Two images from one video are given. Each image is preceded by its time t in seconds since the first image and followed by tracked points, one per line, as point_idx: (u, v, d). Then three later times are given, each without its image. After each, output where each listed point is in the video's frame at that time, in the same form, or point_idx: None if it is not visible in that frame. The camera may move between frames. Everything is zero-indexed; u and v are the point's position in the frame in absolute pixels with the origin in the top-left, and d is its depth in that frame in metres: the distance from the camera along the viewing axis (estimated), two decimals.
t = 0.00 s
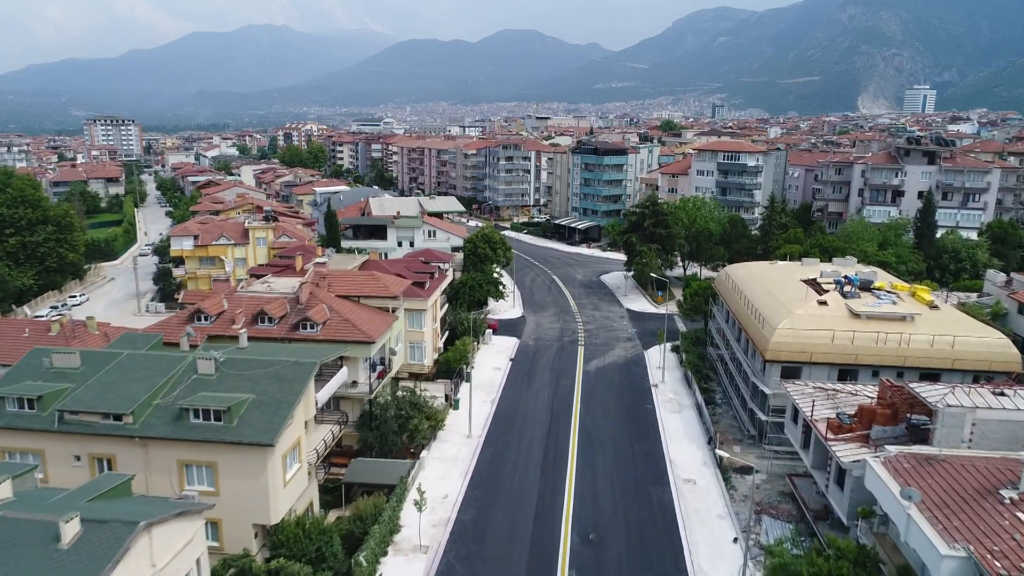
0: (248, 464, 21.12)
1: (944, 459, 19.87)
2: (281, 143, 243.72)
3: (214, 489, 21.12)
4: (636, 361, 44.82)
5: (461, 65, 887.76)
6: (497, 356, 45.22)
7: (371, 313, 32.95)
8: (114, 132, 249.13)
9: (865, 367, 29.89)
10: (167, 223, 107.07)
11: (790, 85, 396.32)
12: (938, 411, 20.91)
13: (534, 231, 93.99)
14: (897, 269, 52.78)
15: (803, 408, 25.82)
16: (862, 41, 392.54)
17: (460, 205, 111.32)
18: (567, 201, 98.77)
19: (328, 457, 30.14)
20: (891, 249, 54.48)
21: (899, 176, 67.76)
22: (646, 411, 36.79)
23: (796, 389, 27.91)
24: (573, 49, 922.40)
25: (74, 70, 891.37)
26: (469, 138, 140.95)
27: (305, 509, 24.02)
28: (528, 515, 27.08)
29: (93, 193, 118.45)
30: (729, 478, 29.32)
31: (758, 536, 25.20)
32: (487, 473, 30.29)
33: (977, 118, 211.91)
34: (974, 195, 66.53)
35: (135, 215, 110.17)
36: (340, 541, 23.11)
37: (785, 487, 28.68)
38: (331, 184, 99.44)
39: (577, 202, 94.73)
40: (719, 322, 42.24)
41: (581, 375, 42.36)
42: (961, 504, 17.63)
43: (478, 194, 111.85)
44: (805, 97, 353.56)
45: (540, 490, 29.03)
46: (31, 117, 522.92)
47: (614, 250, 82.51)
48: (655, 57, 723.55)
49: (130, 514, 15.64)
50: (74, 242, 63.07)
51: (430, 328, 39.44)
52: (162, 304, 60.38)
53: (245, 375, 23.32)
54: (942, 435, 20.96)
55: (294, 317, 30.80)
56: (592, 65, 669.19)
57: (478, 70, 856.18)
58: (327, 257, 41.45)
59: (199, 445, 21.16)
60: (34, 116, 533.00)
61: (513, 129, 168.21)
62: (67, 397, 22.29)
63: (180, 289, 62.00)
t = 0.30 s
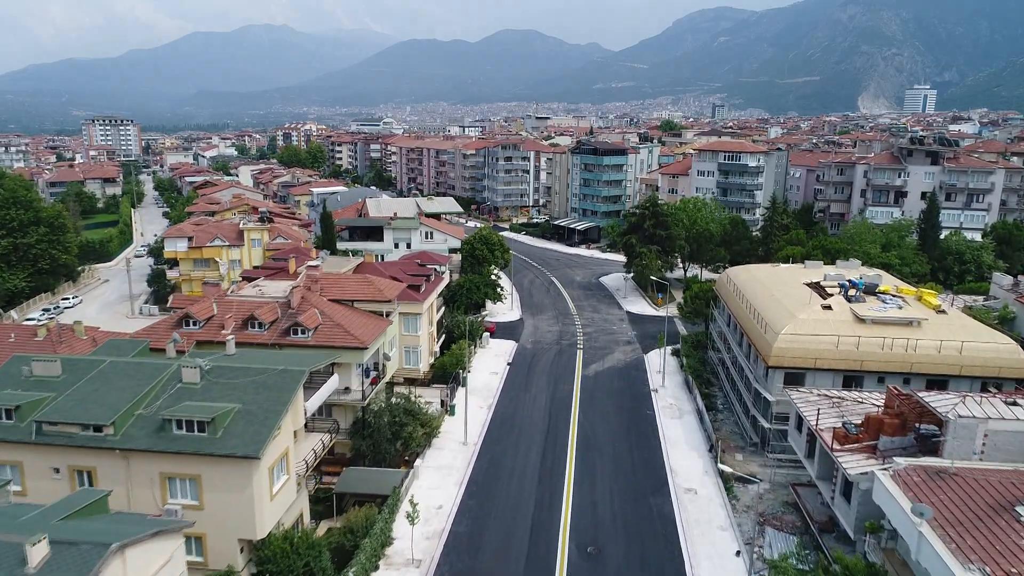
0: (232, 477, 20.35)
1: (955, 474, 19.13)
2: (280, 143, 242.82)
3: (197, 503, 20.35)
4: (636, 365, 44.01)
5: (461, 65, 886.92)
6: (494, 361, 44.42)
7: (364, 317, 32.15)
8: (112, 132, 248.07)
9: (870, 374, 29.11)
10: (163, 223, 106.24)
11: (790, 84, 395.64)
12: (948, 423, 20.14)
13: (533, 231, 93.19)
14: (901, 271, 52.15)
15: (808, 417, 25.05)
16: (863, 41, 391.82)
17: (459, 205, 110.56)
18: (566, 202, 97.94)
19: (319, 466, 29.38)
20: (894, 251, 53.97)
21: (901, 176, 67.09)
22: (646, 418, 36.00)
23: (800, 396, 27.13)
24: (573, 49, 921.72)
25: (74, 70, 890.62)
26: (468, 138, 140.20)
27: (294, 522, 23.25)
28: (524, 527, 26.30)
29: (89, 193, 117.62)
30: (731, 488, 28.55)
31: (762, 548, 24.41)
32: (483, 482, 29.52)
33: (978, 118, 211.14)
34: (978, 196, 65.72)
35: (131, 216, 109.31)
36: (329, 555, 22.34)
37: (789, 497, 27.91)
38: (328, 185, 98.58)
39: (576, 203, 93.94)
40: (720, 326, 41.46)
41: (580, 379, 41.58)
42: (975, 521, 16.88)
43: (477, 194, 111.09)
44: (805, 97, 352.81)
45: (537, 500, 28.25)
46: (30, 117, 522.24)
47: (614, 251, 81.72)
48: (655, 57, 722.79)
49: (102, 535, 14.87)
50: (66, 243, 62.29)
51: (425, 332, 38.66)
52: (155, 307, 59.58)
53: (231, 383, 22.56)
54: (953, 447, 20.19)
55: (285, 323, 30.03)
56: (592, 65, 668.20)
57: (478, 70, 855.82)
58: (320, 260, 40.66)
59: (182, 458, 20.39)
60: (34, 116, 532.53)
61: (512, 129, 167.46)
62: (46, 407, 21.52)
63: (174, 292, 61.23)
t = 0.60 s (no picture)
0: (215, 492, 19.55)
1: (968, 489, 18.37)
2: (279, 143, 242.18)
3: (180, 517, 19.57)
4: (636, 370, 43.21)
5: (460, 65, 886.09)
6: (491, 365, 43.64)
7: (357, 322, 31.38)
8: (110, 132, 247.38)
9: (876, 381, 28.36)
10: (159, 224, 105.46)
11: (790, 84, 394.86)
12: (960, 436, 19.41)
13: (532, 232, 92.40)
14: (904, 273, 51.42)
15: (813, 426, 24.28)
16: (863, 41, 391.09)
17: (457, 206, 109.79)
18: (565, 203, 97.15)
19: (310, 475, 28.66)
20: (898, 253, 53.17)
21: (904, 177, 66.36)
22: (646, 424, 35.25)
23: (804, 404, 26.36)
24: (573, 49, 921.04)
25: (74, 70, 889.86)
26: (468, 138, 139.49)
27: (282, 536, 22.47)
28: (520, 540, 25.54)
29: (85, 194, 116.90)
30: (732, 498, 27.81)
31: (765, 562, 23.67)
32: (478, 493, 28.78)
33: (979, 118, 210.30)
34: (981, 197, 64.91)
35: (127, 216, 108.55)
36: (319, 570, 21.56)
37: (792, 508, 27.15)
38: (326, 185, 97.78)
39: (575, 204, 93.14)
40: (721, 330, 40.69)
41: (579, 384, 40.80)
42: (989, 541, 16.13)
43: (475, 195, 110.32)
44: (805, 98, 352.19)
45: (534, 512, 27.49)
46: (29, 117, 521.51)
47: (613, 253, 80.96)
48: (654, 57, 721.86)
49: (71, 559, 14.11)
50: (59, 245, 61.52)
51: (421, 336, 37.95)
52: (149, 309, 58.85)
53: (216, 393, 21.77)
54: (965, 460, 19.47)
55: (275, 328, 29.31)
56: (592, 65, 667.33)
57: (478, 70, 855.33)
58: (314, 263, 39.92)
59: (163, 471, 19.61)
60: (34, 116, 531.90)
61: (511, 130, 166.65)
62: (23, 417, 20.71)
63: (167, 294, 60.50)
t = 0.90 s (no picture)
0: (198, 507, 18.78)
1: (982, 506, 17.61)
2: (279, 143, 241.28)
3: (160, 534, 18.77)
4: (635, 374, 42.44)
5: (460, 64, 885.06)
6: (488, 370, 42.86)
7: (349, 327, 30.58)
8: (109, 133, 246.69)
9: (882, 388, 27.58)
10: (156, 225, 104.69)
11: (790, 84, 394.11)
12: (974, 451, 18.69)
13: (531, 233, 91.57)
14: (909, 276, 50.57)
15: (819, 436, 23.51)
16: (863, 41, 390.20)
17: (456, 207, 109.01)
18: (565, 204, 96.31)
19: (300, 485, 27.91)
20: (902, 255, 52.28)
21: (908, 178, 65.45)
22: (646, 431, 34.50)
23: (809, 413, 25.59)
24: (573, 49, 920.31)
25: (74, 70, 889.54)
26: (467, 138, 138.70)
27: (269, 550, 21.72)
28: (516, 552, 24.81)
29: (81, 194, 116.08)
30: (735, 509, 27.05)
31: None
32: (473, 503, 28.03)
33: (980, 118, 209.36)
34: (986, 198, 64.07)
35: (124, 217, 107.83)
36: None
37: (797, 520, 26.37)
38: (323, 186, 96.93)
39: (575, 204, 92.28)
40: (723, 334, 39.91)
41: (578, 390, 39.99)
42: (1006, 563, 15.35)
43: (474, 195, 109.46)
44: (805, 98, 351.45)
45: (531, 523, 26.76)
46: (29, 117, 521.00)
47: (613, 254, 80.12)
48: (654, 57, 720.96)
49: None
50: (51, 246, 60.75)
51: (417, 341, 37.18)
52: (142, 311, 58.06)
53: (200, 405, 20.96)
54: (979, 476, 18.77)
55: (265, 334, 28.55)
56: (592, 65, 666.28)
57: (478, 70, 854.43)
58: (307, 266, 39.16)
59: (143, 486, 18.80)
60: (34, 116, 531.44)
61: (511, 129, 165.80)
62: None
63: (161, 296, 59.72)
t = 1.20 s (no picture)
0: (179, 525, 17.99)
1: (999, 525, 16.85)
2: (277, 143, 240.52)
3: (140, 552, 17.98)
4: (635, 379, 41.66)
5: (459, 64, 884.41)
6: (485, 374, 42.08)
7: (341, 332, 29.80)
8: (107, 133, 245.82)
9: (889, 396, 26.82)
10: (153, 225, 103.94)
11: (791, 84, 393.53)
12: (989, 467, 18.06)
13: (530, 234, 90.85)
14: (913, 278, 49.83)
15: (825, 447, 22.72)
16: (864, 41, 389.64)
17: (455, 208, 108.26)
18: (564, 205, 95.59)
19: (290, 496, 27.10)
20: (906, 257, 51.55)
21: (911, 178, 64.71)
22: (645, 439, 33.74)
23: (814, 422, 24.82)
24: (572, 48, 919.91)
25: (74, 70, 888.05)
26: (466, 138, 138.01)
27: (255, 566, 20.94)
28: (513, 566, 24.03)
29: (78, 195, 115.33)
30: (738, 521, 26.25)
31: None
32: (469, 514, 27.25)
33: (980, 118, 208.85)
34: (990, 199, 63.42)
35: (121, 218, 107.08)
36: None
37: (802, 532, 25.57)
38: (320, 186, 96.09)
39: (574, 205, 91.52)
40: (725, 338, 39.15)
41: (576, 395, 39.21)
42: None
43: (473, 196, 108.70)
44: (806, 98, 350.97)
45: (528, 534, 26.01)
46: (29, 117, 520.09)
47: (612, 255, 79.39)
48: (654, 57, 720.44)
49: None
50: (43, 248, 60.04)
51: (412, 345, 36.42)
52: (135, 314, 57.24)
53: (183, 416, 20.15)
54: (994, 492, 18.08)
55: (255, 340, 27.80)
56: (592, 65, 665.54)
57: (477, 70, 853.98)
58: (301, 269, 38.38)
59: (122, 502, 18.01)
60: (34, 116, 530.50)
61: (510, 129, 165.12)
62: None
63: (155, 299, 58.91)
